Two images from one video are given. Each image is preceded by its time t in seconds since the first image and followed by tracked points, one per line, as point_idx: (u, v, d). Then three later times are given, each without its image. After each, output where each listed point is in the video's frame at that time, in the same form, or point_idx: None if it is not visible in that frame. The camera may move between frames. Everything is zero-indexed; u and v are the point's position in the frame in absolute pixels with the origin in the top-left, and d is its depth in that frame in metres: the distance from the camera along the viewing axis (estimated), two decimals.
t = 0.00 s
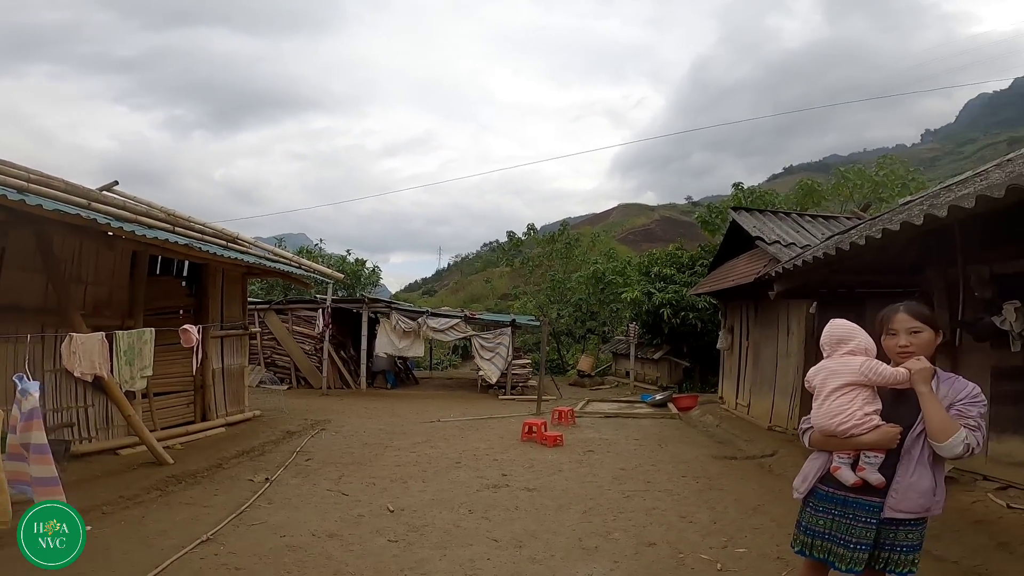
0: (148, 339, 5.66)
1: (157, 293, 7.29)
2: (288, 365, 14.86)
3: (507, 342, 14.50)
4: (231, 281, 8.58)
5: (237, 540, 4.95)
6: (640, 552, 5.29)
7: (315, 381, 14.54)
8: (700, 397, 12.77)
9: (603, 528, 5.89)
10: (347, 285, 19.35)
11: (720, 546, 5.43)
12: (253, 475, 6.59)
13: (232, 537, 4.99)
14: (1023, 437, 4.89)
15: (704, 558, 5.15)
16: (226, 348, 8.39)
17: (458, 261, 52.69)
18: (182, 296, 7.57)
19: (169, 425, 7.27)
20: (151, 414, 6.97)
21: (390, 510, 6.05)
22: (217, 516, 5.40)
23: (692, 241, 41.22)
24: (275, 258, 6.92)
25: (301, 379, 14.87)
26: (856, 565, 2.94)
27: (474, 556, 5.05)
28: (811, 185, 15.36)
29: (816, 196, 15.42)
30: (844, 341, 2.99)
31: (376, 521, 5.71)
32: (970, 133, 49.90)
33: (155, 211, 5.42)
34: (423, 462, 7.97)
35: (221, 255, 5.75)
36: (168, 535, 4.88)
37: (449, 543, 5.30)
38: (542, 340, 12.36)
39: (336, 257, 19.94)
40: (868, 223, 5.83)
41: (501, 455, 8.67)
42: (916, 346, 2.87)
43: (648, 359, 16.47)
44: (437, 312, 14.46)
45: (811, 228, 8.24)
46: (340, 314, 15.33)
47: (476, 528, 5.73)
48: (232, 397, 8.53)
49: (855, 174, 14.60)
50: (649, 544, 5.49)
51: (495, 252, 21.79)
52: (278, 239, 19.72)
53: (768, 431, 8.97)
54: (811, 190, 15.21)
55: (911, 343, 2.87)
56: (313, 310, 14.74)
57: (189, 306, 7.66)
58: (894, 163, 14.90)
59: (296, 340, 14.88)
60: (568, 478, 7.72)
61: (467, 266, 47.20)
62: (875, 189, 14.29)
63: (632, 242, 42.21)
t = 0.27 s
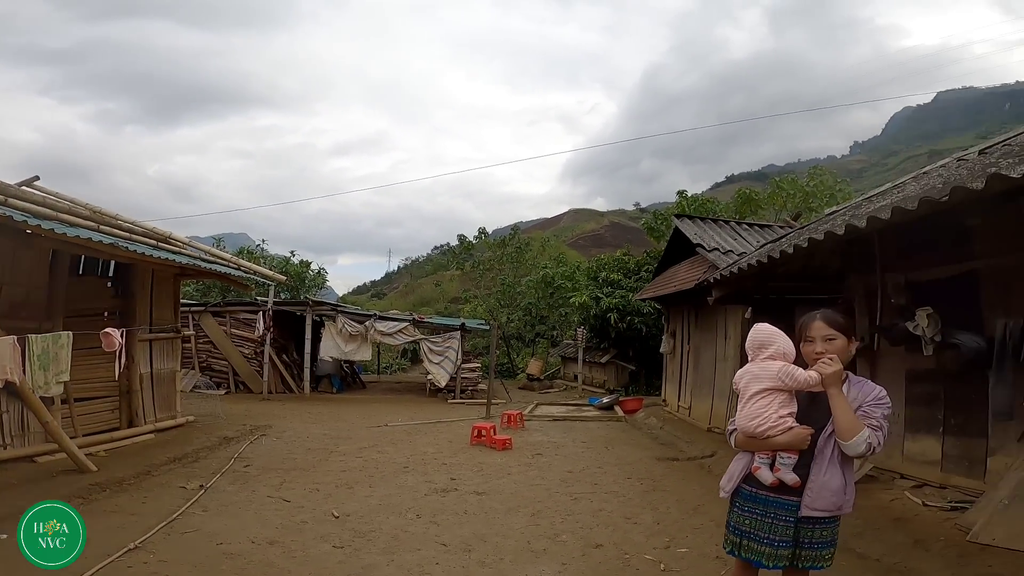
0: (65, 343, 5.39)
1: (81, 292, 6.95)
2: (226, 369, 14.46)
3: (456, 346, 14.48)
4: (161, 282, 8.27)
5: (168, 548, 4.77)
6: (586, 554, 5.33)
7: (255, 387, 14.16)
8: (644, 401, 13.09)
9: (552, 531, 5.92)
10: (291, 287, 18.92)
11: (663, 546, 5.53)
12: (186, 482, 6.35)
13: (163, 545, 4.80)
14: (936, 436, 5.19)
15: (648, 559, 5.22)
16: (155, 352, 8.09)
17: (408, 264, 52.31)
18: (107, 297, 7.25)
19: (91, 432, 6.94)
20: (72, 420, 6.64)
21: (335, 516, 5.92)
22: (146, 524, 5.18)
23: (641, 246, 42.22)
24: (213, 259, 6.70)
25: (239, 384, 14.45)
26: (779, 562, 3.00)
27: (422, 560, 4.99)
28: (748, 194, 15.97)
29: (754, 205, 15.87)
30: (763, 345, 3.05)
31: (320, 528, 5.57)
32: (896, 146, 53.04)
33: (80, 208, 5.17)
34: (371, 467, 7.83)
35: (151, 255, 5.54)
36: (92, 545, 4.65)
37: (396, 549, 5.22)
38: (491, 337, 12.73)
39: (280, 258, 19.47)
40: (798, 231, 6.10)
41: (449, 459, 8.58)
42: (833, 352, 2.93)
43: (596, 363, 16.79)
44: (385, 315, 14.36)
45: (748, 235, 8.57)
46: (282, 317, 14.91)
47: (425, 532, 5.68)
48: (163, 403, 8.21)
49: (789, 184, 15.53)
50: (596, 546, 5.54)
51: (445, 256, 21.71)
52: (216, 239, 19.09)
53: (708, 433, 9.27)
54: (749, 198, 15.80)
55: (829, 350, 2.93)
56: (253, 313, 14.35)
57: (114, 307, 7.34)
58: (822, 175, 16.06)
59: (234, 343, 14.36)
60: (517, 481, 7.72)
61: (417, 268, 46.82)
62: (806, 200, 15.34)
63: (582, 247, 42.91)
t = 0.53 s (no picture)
0: None
1: None
2: (159, 369, 13.95)
3: (407, 345, 14.40)
4: (87, 279, 7.92)
5: (89, 554, 4.54)
6: (536, 553, 5.21)
7: (191, 387, 13.76)
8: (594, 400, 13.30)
9: (501, 531, 5.80)
10: (232, 285, 18.40)
11: (609, 545, 5.42)
12: (113, 486, 6.07)
13: (84, 551, 4.57)
14: (861, 433, 5.44)
15: (595, 558, 5.10)
16: (78, 352, 7.75)
17: (360, 262, 51.64)
18: (26, 294, 6.89)
19: (8, 436, 6.57)
20: None
21: (275, 519, 5.72)
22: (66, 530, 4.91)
23: (594, 247, 42.87)
24: (146, 255, 6.40)
25: (174, 385, 13.97)
26: (710, 559, 2.90)
27: (367, 563, 4.85)
28: (695, 197, 16.42)
29: (699, 208, 16.44)
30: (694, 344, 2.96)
31: (258, 531, 5.39)
32: (835, 151, 55.55)
33: None
34: (314, 469, 7.64)
35: (75, 250, 5.26)
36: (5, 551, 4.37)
37: (340, 552, 5.05)
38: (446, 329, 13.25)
39: (219, 255, 18.88)
40: (738, 233, 6.27)
41: (397, 459, 8.46)
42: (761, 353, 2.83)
43: (548, 362, 17.00)
44: (332, 314, 14.18)
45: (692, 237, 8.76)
46: (223, 315, 14.53)
47: (371, 535, 5.51)
48: (87, 405, 7.89)
49: (733, 187, 16.01)
50: (545, 545, 5.42)
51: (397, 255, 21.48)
52: (152, 234, 18.34)
53: (655, 431, 9.46)
54: (695, 201, 16.18)
55: (757, 350, 2.83)
56: (189, 312, 13.89)
57: (33, 306, 6.98)
58: (763, 180, 16.64)
59: (168, 344, 13.88)
60: (467, 482, 7.57)
61: (370, 267, 46.16)
62: (748, 204, 15.89)
63: (536, 247, 43.25)
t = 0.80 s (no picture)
0: None
1: None
2: (78, 369, 13.26)
3: (351, 344, 14.44)
4: None
5: None
6: (482, 553, 4.84)
7: (115, 387, 13.18)
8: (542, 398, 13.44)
9: (446, 532, 5.39)
10: (162, 281, 17.68)
11: (555, 543, 5.05)
12: (25, 491, 5.69)
13: None
14: (791, 429, 5.69)
15: (541, 556, 4.77)
16: None
17: (304, 259, 50.45)
18: None
19: None
20: None
21: (206, 522, 5.46)
22: None
23: (542, 245, 43.35)
24: (65, 248, 6.02)
25: (96, 385, 13.33)
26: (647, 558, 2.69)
27: (305, 568, 4.52)
28: (641, 198, 16.80)
29: (645, 209, 16.80)
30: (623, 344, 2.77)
31: (187, 535, 5.13)
32: (775, 156, 57.88)
33: None
34: (250, 471, 7.38)
35: None
36: None
37: (276, 555, 4.76)
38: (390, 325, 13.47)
39: (147, 250, 18.07)
40: (679, 234, 6.40)
41: (339, 460, 8.26)
42: (690, 353, 2.66)
43: (496, 360, 17.13)
44: (272, 311, 13.84)
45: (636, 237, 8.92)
46: (149, 313, 13.93)
47: (308, 538, 5.17)
48: None
49: (676, 190, 16.49)
50: (492, 545, 5.04)
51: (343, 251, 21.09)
52: (72, 226, 17.36)
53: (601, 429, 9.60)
54: (641, 203, 16.54)
55: (686, 349, 2.65)
56: (110, 309, 13.21)
57: None
58: (705, 183, 17.18)
59: (90, 343, 13.17)
60: (412, 482, 7.32)
61: (315, 263, 45.12)
62: (691, 206, 16.38)
63: (486, 246, 43.36)
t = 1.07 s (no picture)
0: None
1: None
2: None
3: (286, 342, 14.12)
4: None
5: None
6: (422, 554, 4.68)
7: (21, 388, 12.39)
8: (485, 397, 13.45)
9: (386, 532, 5.25)
10: (76, 275, 16.70)
11: (497, 543, 4.96)
12: None
13: None
14: (719, 426, 5.89)
15: (484, 556, 4.64)
16: None
17: (240, 253, 48.70)
18: None
19: None
20: None
21: (123, 526, 5.14)
22: None
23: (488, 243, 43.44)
24: None
25: None
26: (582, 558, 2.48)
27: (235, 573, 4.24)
28: (584, 199, 17.07)
29: (588, 209, 17.08)
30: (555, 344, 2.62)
31: (103, 541, 4.81)
32: (714, 160, 59.96)
33: None
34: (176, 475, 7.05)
35: None
36: None
37: (204, 559, 4.46)
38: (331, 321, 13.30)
39: (58, 243, 17.00)
40: (616, 235, 6.52)
41: (273, 462, 7.99)
42: (619, 353, 2.45)
43: (438, 359, 17.06)
44: (199, 309, 13.39)
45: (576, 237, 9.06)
46: (59, 310, 13.12)
47: (238, 543, 4.87)
48: None
49: (618, 191, 16.83)
50: (432, 545, 4.90)
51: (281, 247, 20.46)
52: None
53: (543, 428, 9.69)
54: (585, 203, 16.79)
55: (614, 350, 2.45)
56: (15, 304, 12.41)
57: None
58: (646, 185, 17.61)
59: None
60: (350, 483, 7.12)
61: (252, 258, 43.58)
62: (632, 207, 16.77)
63: (432, 243, 43.06)
